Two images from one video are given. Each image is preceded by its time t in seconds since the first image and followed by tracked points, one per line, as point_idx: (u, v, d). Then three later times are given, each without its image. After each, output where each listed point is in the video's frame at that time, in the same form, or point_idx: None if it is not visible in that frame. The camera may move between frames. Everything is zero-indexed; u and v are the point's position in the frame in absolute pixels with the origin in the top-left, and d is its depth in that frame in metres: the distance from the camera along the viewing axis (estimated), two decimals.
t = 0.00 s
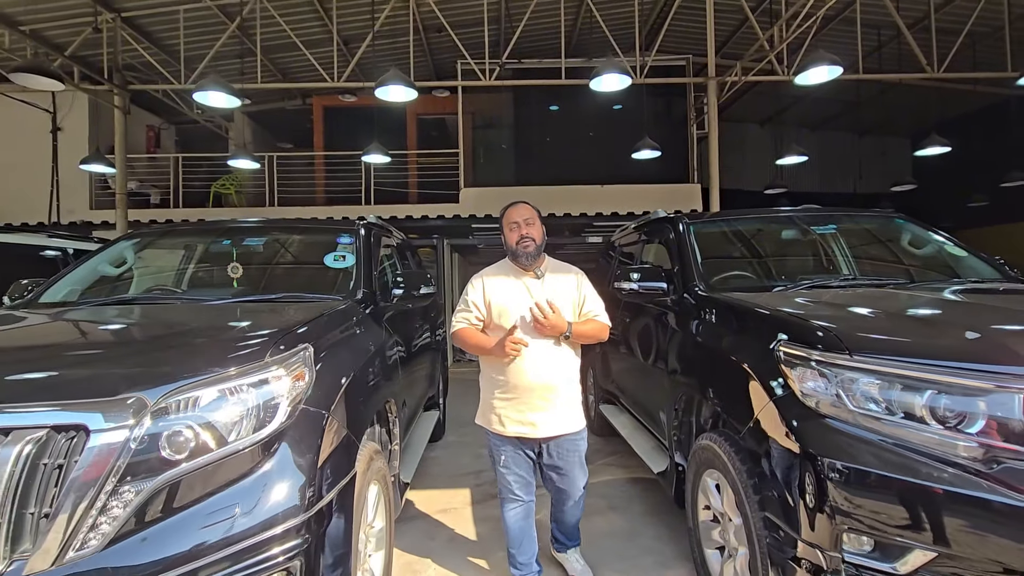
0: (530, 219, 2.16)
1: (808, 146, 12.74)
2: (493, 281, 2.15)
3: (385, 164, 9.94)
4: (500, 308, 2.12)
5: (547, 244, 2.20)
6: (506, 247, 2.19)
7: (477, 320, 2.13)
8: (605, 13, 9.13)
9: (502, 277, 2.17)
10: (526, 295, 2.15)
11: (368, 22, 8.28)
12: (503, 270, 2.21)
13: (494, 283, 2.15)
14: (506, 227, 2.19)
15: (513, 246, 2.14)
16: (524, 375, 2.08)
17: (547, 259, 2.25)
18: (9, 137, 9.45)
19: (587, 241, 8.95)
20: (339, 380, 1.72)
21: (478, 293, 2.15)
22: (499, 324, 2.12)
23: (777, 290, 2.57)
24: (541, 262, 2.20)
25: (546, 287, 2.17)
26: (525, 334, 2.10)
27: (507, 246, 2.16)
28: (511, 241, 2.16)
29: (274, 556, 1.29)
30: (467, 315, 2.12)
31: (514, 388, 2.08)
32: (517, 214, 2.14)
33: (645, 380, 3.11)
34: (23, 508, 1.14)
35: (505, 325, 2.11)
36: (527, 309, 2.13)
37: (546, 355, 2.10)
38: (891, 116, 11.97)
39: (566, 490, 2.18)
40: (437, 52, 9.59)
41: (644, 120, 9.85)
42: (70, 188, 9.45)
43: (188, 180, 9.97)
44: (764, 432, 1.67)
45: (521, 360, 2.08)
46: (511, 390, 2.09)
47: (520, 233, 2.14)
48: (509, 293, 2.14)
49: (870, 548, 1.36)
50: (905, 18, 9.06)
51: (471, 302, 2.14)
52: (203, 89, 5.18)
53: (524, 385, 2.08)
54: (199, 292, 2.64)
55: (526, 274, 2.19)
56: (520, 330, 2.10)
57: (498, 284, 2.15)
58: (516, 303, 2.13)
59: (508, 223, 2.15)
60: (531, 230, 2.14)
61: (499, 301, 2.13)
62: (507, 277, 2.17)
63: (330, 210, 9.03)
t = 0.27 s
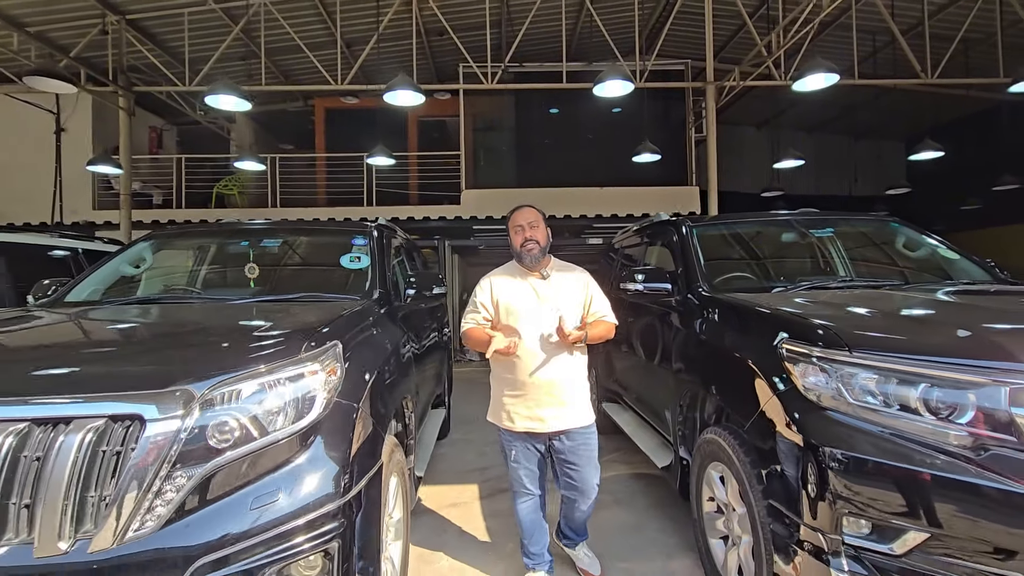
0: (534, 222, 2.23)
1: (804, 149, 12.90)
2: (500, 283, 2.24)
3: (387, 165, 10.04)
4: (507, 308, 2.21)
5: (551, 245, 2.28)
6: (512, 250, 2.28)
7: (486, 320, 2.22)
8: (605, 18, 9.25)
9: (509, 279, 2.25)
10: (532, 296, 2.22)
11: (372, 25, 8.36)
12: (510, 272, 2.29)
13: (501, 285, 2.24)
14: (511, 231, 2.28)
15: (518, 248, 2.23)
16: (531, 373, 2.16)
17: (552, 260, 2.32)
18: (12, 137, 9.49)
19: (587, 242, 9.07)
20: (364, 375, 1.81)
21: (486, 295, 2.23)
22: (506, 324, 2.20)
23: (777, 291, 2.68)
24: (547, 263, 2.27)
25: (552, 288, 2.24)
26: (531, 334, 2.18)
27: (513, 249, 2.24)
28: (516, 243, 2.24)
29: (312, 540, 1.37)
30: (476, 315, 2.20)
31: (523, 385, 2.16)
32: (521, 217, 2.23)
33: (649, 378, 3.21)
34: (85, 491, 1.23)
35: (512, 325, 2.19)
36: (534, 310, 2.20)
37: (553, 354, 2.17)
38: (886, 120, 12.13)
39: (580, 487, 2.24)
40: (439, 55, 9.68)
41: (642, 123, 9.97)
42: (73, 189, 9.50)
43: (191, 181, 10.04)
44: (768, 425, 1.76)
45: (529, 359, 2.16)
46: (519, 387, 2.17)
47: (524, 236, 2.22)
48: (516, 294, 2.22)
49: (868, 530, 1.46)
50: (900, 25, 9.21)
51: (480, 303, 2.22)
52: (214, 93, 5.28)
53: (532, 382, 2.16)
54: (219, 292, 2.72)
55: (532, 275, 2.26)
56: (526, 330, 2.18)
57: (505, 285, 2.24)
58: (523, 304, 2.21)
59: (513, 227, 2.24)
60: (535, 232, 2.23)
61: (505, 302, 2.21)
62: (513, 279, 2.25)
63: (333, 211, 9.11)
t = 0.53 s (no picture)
0: (544, 222, 2.32)
1: (802, 152, 13.03)
2: (511, 281, 2.32)
3: (390, 167, 10.14)
4: (518, 306, 2.28)
5: (561, 246, 2.36)
6: (523, 250, 2.36)
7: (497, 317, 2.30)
8: (605, 22, 9.37)
9: (519, 277, 2.33)
10: (542, 294, 2.30)
11: (376, 28, 8.46)
12: (521, 271, 2.37)
13: (511, 284, 2.31)
14: (522, 231, 2.36)
15: (528, 248, 2.31)
16: (540, 369, 2.24)
17: (560, 260, 2.40)
18: (17, 138, 9.56)
19: (588, 243, 9.17)
20: (384, 370, 1.89)
21: (496, 293, 2.30)
22: (516, 321, 2.28)
23: (777, 291, 2.77)
24: (556, 263, 2.36)
25: (561, 286, 2.32)
26: (540, 331, 2.27)
27: (524, 249, 2.33)
28: (526, 243, 2.33)
29: (339, 523, 1.45)
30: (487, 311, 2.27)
31: (532, 380, 2.25)
32: (532, 218, 2.31)
33: (651, 375, 3.30)
34: (133, 474, 1.31)
35: (522, 322, 2.27)
36: (543, 307, 2.28)
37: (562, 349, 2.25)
38: (882, 124, 12.27)
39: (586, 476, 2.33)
40: (441, 57, 9.79)
41: (642, 126, 10.08)
42: (77, 189, 9.56)
43: (195, 182, 10.11)
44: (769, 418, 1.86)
45: (538, 354, 2.25)
46: (528, 382, 2.25)
47: (534, 236, 2.31)
48: (526, 292, 2.30)
49: (864, 515, 1.55)
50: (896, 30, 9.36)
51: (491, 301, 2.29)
52: (226, 96, 5.38)
53: (540, 377, 2.24)
54: (237, 290, 2.80)
55: (542, 273, 2.35)
56: (535, 327, 2.26)
57: (516, 284, 2.32)
58: (532, 302, 2.29)
59: (524, 227, 2.32)
60: (545, 231, 2.31)
61: (515, 300, 2.29)
62: (524, 278, 2.34)
63: (336, 212, 9.21)
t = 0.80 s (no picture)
0: (552, 225, 2.37)
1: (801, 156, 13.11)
2: (518, 282, 2.37)
3: (392, 170, 10.22)
4: (524, 306, 2.34)
5: (567, 249, 2.42)
6: (530, 251, 2.42)
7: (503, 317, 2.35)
8: (606, 26, 9.47)
9: (526, 278, 2.39)
10: (548, 295, 2.36)
11: (379, 31, 8.54)
12: (528, 272, 2.43)
13: (518, 285, 2.37)
14: (531, 234, 2.42)
15: (536, 250, 2.37)
16: (545, 367, 2.30)
17: (566, 262, 2.46)
18: (22, 139, 9.63)
19: (588, 246, 9.23)
20: (393, 369, 1.96)
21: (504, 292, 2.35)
22: (522, 320, 2.34)
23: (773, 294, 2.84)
24: (562, 265, 2.41)
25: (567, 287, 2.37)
26: (545, 331, 2.32)
27: (532, 251, 2.39)
28: (534, 245, 2.38)
29: (349, 515, 1.51)
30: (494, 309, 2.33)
31: (537, 379, 2.31)
32: (540, 221, 2.37)
33: (651, 376, 3.36)
34: (157, 466, 1.37)
35: (529, 322, 2.33)
36: (548, 308, 2.33)
37: (566, 347, 2.31)
38: (881, 128, 12.35)
39: (589, 471, 2.38)
40: (443, 61, 9.87)
41: (642, 129, 10.16)
42: (82, 190, 9.64)
43: (198, 183, 10.19)
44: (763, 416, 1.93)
45: (543, 354, 2.31)
46: (534, 380, 2.31)
47: (543, 238, 2.36)
48: (532, 293, 2.35)
49: (854, 509, 1.61)
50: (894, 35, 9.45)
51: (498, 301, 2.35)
52: (234, 100, 5.47)
53: (545, 376, 2.29)
54: (247, 291, 2.87)
55: (548, 275, 2.40)
56: (541, 326, 2.32)
57: (523, 285, 2.37)
58: (538, 303, 2.34)
59: (532, 230, 2.38)
60: (553, 235, 2.36)
61: (521, 300, 2.35)
62: (531, 279, 2.39)
63: (339, 214, 9.28)
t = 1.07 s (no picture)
0: (560, 230, 2.44)
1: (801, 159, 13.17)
2: (526, 283, 2.42)
3: (394, 172, 10.30)
4: (533, 306, 2.39)
5: (574, 252, 2.48)
6: (538, 254, 2.47)
7: (512, 317, 2.39)
8: (607, 30, 9.55)
9: (534, 280, 2.44)
10: (555, 296, 2.41)
11: (382, 34, 8.62)
12: (535, 273, 2.48)
13: (526, 285, 2.42)
14: (539, 237, 2.48)
15: (543, 252, 2.42)
16: (552, 365, 2.35)
17: (572, 265, 2.52)
18: (28, 141, 9.73)
19: (589, 248, 9.29)
20: (397, 368, 2.02)
21: (513, 292, 2.40)
22: (530, 320, 2.38)
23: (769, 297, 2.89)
24: (568, 268, 2.48)
25: (573, 289, 2.44)
26: (553, 330, 2.37)
27: (539, 254, 2.44)
28: (542, 248, 2.44)
29: (355, 508, 1.57)
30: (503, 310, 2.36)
31: (544, 377, 2.36)
32: (548, 225, 2.43)
33: (649, 377, 3.42)
34: (173, 460, 1.43)
35: (537, 321, 2.38)
36: (556, 309, 2.38)
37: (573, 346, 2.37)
38: (881, 131, 12.41)
39: (586, 467, 2.45)
40: (445, 64, 9.95)
41: (642, 132, 10.24)
42: (87, 191, 9.73)
43: (202, 185, 10.27)
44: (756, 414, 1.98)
45: (550, 352, 2.36)
46: (540, 377, 2.36)
47: (551, 242, 2.42)
48: (540, 294, 2.40)
49: (842, 503, 1.66)
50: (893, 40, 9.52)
51: (507, 301, 2.39)
52: (240, 104, 5.56)
53: (552, 374, 2.35)
54: (254, 292, 2.94)
55: (555, 278, 2.46)
56: (549, 326, 2.37)
57: (531, 286, 2.43)
58: (546, 303, 2.39)
59: (541, 233, 2.44)
60: (560, 239, 2.43)
61: (530, 299, 2.39)
62: (538, 280, 2.45)
63: (342, 216, 9.36)
